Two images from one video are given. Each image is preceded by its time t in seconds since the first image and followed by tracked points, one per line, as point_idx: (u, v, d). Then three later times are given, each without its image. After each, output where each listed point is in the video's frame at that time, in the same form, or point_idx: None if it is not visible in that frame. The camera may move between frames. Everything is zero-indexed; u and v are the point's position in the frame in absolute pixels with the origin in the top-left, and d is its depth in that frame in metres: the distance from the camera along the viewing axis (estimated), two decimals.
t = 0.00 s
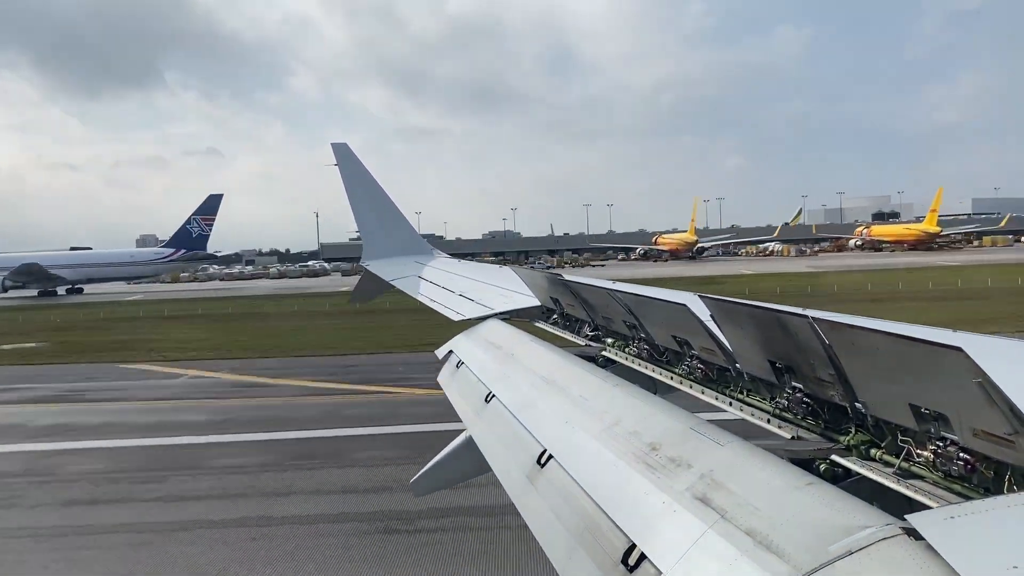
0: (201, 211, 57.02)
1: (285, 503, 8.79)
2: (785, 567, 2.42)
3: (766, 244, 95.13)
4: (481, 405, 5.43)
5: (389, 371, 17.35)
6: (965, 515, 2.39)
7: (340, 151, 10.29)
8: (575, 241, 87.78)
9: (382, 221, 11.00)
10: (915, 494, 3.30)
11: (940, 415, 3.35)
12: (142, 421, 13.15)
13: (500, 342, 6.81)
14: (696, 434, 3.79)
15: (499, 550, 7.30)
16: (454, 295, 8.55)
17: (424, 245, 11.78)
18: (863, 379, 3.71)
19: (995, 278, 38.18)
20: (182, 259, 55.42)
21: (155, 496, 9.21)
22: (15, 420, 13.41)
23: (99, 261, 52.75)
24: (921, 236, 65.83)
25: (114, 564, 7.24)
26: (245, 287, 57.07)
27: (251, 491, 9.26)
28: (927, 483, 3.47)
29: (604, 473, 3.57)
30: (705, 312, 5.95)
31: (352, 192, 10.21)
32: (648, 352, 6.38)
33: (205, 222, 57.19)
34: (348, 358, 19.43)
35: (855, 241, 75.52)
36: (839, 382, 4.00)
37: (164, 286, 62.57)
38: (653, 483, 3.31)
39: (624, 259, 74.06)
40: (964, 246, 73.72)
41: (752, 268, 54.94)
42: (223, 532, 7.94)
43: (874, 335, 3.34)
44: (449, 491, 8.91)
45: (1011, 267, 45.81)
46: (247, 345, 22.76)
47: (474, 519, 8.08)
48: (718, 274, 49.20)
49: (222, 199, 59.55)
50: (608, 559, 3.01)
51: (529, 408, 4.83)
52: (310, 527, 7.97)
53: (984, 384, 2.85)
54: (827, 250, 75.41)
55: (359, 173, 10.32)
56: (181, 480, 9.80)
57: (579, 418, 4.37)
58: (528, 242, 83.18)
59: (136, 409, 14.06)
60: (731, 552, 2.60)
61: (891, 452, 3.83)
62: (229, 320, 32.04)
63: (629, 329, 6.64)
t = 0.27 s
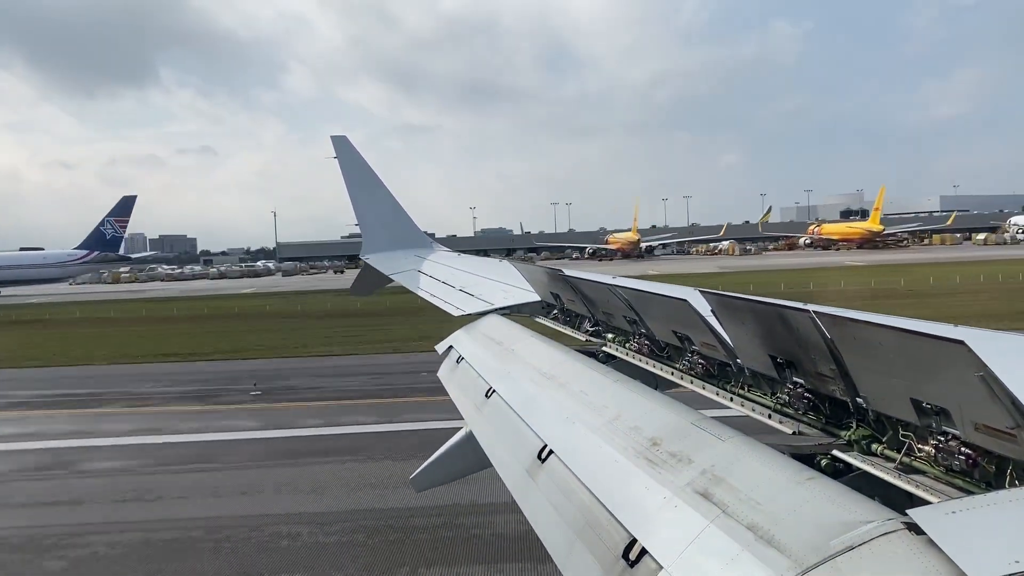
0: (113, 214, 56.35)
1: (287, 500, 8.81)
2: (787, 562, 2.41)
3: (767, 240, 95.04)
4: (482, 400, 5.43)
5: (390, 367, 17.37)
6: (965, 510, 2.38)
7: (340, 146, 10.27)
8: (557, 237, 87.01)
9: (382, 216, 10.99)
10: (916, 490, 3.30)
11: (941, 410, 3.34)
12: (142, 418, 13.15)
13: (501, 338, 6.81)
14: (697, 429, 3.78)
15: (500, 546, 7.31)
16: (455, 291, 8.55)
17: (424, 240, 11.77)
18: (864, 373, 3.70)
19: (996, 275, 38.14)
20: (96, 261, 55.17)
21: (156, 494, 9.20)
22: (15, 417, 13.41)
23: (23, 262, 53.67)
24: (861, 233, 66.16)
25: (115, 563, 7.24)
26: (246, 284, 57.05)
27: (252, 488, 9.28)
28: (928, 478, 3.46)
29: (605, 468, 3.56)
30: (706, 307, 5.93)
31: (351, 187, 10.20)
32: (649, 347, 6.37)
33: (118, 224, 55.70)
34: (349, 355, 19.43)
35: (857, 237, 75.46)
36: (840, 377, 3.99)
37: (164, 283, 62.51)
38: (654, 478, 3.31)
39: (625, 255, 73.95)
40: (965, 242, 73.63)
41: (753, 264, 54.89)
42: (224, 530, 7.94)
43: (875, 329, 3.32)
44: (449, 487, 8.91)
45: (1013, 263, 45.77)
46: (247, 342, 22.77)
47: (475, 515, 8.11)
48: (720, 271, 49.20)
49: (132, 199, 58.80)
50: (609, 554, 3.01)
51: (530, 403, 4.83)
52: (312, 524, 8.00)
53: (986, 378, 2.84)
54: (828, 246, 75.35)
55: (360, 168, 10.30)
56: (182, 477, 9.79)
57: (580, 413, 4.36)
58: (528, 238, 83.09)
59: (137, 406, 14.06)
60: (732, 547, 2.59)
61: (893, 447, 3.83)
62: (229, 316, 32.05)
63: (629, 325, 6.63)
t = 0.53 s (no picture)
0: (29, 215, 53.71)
1: (288, 498, 8.82)
2: (788, 557, 2.42)
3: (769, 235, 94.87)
4: (483, 397, 5.43)
5: (391, 364, 17.37)
6: (966, 505, 2.38)
7: (341, 143, 10.26)
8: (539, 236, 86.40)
9: (383, 213, 10.98)
10: (918, 484, 3.30)
11: (943, 404, 3.33)
12: (144, 418, 13.17)
13: (502, 334, 6.81)
14: (699, 425, 3.78)
15: (502, 543, 7.32)
16: (456, 288, 8.54)
17: (425, 237, 11.76)
18: (866, 368, 3.69)
19: (999, 269, 37.99)
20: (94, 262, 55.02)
21: (158, 493, 9.21)
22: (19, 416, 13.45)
23: None
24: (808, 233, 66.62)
25: (118, 562, 7.25)
26: (248, 282, 57.09)
27: (254, 486, 9.29)
28: (930, 473, 3.46)
29: (607, 465, 3.56)
30: (708, 302, 5.92)
31: (352, 185, 10.19)
32: (650, 343, 6.36)
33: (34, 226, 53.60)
34: (351, 352, 19.44)
35: (860, 232, 75.28)
36: (841, 372, 3.98)
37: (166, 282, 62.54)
38: (656, 474, 3.31)
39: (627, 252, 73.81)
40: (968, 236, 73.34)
41: (755, 260, 54.77)
42: (227, 528, 7.96)
43: (876, 324, 3.32)
44: (451, 485, 8.93)
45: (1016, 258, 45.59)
46: (250, 341, 22.81)
47: (477, 512, 8.12)
48: (721, 266, 49.12)
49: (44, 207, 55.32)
50: (611, 550, 3.01)
51: (532, 399, 4.83)
52: (314, 522, 8.01)
53: (987, 372, 2.83)
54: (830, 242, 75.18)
55: (360, 165, 10.30)
56: (185, 477, 9.81)
57: (582, 410, 4.36)
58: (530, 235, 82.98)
59: (140, 405, 14.10)
60: (734, 543, 2.59)
61: (894, 442, 3.82)
62: (232, 314, 32.13)
63: (631, 321, 6.62)
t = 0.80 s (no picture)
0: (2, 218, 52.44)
1: (291, 495, 8.84)
2: (791, 552, 2.42)
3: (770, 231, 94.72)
4: (485, 394, 5.43)
5: (393, 362, 17.38)
6: (970, 499, 2.37)
7: (342, 140, 10.24)
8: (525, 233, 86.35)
9: (384, 210, 10.97)
10: (921, 479, 3.30)
11: (946, 399, 3.33)
12: (148, 415, 13.22)
13: (504, 331, 6.80)
14: (701, 421, 3.78)
15: (505, 539, 7.33)
16: (457, 284, 8.54)
17: (426, 234, 11.75)
18: (868, 362, 3.69)
19: (1003, 264, 37.90)
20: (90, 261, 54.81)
21: (161, 491, 9.23)
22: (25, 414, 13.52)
23: None
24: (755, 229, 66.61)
25: (124, 560, 7.28)
26: (250, 280, 57.16)
27: (256, 484, 9.31)
28: (933, 467, 3.46)
29: (609, 461, 3.56)
30: (710, 298, 5.91)
31: (354, 182, 10.18)
32: (652, 339, 6.36)
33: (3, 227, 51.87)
34: (353, 349, 19.46)
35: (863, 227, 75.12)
36: (844, 367, 3.97)
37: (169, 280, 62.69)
38: (658, 470, 3.31)
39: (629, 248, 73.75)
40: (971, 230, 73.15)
41: (756, 255, 54.69)
42: (231, 525, 7.99)
43: (879, 319, 3.31)
44: (453, 482, 8.95)
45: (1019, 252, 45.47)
46: (253, 338, 22.85)
47: (479, 508, 8.14)
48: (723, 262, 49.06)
49: None
50: (614, 546, 3.02)
51: (533, 396, 4.83)
52: (316, 519, 8.03)
53: (991, 367, 2.82)
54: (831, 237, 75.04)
55: (361, 162, 10.29)
56: (189, 474, 9.84)
57: (584, 406, 4.37)
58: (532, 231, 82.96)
59: (144, 403, 14.13)
60: (736, 539, 2.59)
61: (897, 437, 3.82)
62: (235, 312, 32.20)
63: (633, 317, 6.62)
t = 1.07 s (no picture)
0: None
1: (294, 492, 8.87)
2: (793, 547, 2.42)
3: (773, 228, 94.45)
4: (487, 389, 5.44)
5: (395, 359, 17.37)
6: (973, 495, 2.37)
7: (344, 136, 10.24)
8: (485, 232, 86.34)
9: (386, 206, 10.97)
10: (922, 475, 3.30)
11: (948, 394, 3.33)
12: (152, 413, 13.26)
13: (506, 327, 6.80)
14: (703, 416, 3.78)
15: (510, 534, 7.35)
16: (459, 280, 8.55)
17: (428, 230, 11.75)
18: (870, 357, 3.69)
19: (1006, 260, 37.79)
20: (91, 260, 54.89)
21: (163, 488, 9.26)
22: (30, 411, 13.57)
23: None
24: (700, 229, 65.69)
25: (129, 557, 7.32)
26: (253, 277, 57.20)
27: (259, 480, 9.34)
28: (935, 462, 3.47)
29: (611, 456, 3.57)
30: (712, 294, 5.91)
31: (356, 179, 10.18)
32: (654, 335, 6.37)
33: None
34: (356, 346, 19.49)
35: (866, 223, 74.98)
36: (846, 362, 3.98)
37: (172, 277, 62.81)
38: (660, 465, 3.31)
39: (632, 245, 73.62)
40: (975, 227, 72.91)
41: (758, 253, 54.55)
42: (235, 522, 8.02)
43: (881, 314, 3.31)
44: (457, 478, 8.96)
45: None
46: (256, 335, 22.89)
47: (483, 504, 8.14)
48: (725, 259, 48.96)
49: None
50: (616, 540, 3.03)
51: (536, 391, 4.84)
52: (318, 516, 8.05)
53: (992, 362, 2.83)
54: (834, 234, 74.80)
55: (364, 158, 10.29)
56: (193, 471, 9.88)
57: (586, 401, 4.38)
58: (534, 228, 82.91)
59: (148, 401, 14.18)
60: (738, 533, 2.60)
61: (899, 432, 3.82)
62: (238, 310, 32.26)
63: (634, 313, 6.62)
